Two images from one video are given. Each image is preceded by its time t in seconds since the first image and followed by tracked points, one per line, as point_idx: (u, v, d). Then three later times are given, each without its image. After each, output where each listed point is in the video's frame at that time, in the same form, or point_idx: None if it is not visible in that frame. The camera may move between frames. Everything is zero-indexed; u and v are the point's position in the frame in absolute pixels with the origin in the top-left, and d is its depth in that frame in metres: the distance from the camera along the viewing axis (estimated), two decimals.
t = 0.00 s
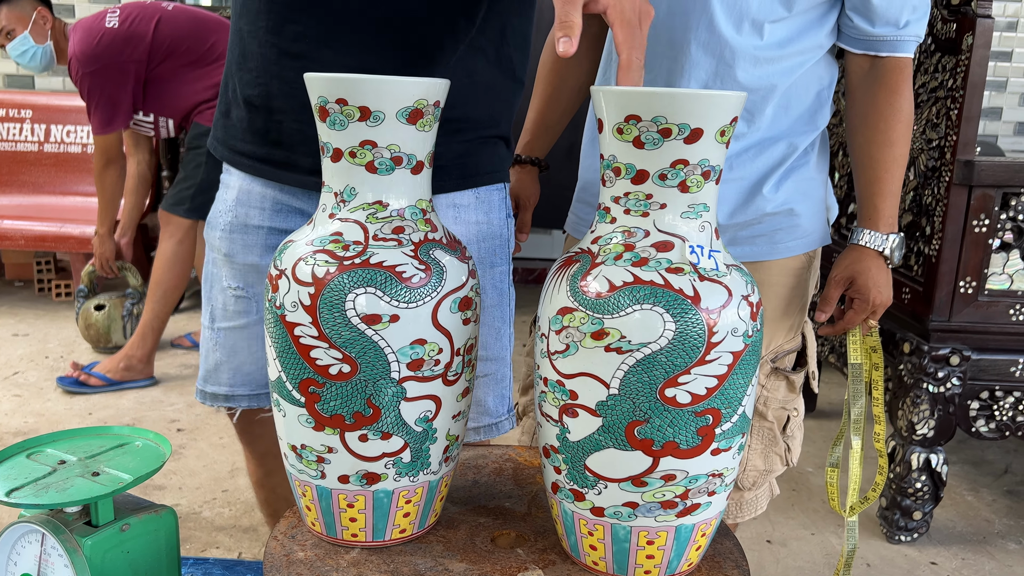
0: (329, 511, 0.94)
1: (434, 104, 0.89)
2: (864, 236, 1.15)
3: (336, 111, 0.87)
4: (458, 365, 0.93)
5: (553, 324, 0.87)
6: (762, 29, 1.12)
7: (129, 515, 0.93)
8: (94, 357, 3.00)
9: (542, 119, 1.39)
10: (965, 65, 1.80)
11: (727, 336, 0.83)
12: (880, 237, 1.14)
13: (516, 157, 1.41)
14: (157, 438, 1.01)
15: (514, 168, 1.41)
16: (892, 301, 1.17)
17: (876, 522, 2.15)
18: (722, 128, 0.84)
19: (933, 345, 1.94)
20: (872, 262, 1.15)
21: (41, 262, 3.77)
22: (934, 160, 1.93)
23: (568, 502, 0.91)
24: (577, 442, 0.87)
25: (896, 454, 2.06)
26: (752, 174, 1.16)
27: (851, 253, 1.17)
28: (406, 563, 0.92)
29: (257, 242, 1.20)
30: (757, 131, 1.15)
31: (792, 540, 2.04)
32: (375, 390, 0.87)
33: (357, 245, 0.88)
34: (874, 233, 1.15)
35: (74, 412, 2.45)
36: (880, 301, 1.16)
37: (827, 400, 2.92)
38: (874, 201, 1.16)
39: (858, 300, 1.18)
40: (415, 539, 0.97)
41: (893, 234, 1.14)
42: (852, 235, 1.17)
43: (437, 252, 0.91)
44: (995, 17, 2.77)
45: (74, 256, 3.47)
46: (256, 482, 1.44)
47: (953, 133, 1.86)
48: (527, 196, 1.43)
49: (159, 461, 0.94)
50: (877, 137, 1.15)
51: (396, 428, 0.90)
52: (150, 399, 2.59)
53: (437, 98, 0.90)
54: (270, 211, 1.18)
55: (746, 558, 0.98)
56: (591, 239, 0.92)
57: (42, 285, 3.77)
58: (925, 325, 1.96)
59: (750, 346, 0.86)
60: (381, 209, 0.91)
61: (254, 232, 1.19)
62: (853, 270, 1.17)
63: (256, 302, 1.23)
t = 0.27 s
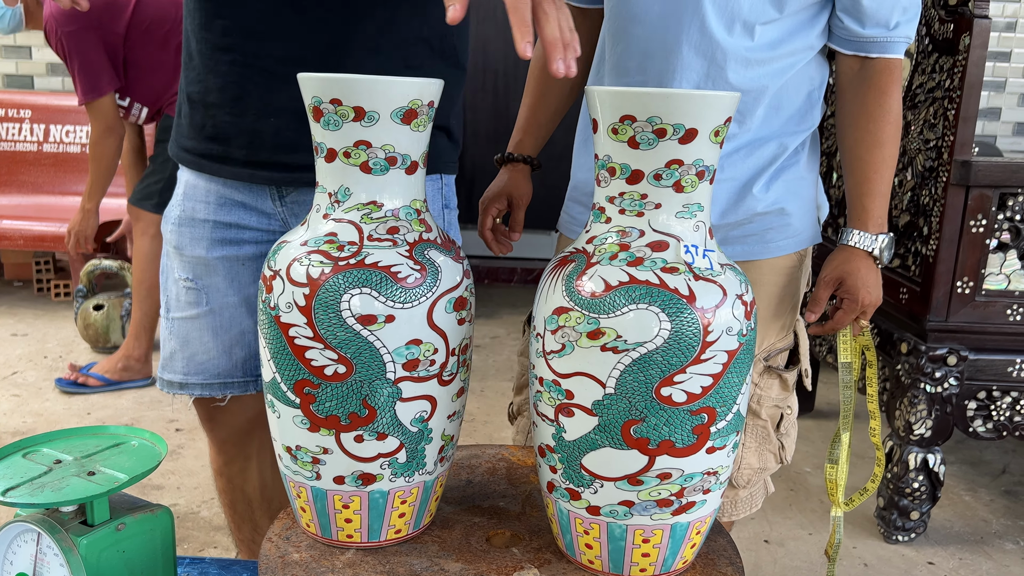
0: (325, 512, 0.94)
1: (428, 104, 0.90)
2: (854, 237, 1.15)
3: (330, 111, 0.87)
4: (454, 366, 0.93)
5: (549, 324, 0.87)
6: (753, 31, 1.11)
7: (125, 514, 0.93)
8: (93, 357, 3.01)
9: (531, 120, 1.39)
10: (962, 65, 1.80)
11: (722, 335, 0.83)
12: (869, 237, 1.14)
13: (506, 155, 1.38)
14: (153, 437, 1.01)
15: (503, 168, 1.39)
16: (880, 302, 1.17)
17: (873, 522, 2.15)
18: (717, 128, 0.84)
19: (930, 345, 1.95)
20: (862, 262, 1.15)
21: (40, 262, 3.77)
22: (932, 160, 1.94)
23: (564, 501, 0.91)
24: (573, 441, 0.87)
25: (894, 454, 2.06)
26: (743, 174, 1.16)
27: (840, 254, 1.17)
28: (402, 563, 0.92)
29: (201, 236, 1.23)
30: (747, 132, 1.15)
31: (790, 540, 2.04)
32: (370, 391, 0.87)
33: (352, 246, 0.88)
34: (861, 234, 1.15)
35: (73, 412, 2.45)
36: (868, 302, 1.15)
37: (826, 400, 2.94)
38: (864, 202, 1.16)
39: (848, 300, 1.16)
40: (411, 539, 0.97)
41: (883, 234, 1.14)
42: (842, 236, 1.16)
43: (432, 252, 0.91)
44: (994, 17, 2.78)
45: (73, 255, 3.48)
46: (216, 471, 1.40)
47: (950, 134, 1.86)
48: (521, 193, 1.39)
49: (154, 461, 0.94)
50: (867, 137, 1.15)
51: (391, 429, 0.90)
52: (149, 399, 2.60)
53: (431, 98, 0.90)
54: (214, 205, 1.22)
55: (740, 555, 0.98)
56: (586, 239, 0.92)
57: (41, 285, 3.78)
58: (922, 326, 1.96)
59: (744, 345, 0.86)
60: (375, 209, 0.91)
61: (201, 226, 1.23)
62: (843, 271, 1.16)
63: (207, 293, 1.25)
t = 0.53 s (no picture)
0: (320, 512, 0.94)
1: (422, 103, 0.90)
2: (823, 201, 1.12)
3: (324, 110, 0.87)
4: (449, 365, 0.93)
5: (544, 322, 0.87)
6: (737, 29, 1.11)
7: (120, 513, 0.94)
8: (92, 357, 3.01)
9: (514, 121, 1.39)
10: (960, 64, 1.80)
11: (717, 332, 0.83)
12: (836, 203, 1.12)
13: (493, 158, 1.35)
14: (149, 436, 1.01)
15: (492, 172, 1.36)
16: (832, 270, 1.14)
17: (871, 521, 2.15)
18: (712, 126, 0.85)
19: (928, 344, 1.95)
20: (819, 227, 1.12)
21: (39, 262, 3.77)
22: (930, 160, 1.94)
23: (560, 498, 0.91)
24: (569, 439, 0.87)
25: (892, 454, 2.06)
26: (726, 171, 1.16)
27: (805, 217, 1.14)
28: (397, 563, 0.92)
29: (158, 228, 1.32)
30: (731, 130, 1.14)
31: (788, 539, 2.04)
32: (366, 390, 0.88)
33: (347, 245, 0.88)
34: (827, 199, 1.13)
35: (72, 411, 2.45)
36: (810, 268, 1.12)
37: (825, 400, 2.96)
38: (840, 172, 1.14)
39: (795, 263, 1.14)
40: (406, 538, 0.98)
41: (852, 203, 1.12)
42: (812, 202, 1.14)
43: (427, 251, 0.92)
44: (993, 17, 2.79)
45: (72, 255, 3.48)
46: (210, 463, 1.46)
47: (948, 133, 1.86)
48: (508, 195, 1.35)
49: (150, 459, 0.94)
50: (852, 115, 1.14)
51: (387, 428, 0.90)
52: (148, 398, 2.60)
53: (426, 96, 0.90)
54: (165, 197, 1.31)
55: (735, 551, 0.99)
56: (581, 237, 0.92)
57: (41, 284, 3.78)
58: (920, 325, 1.96)
59: (739, 342, 0.86)
60: (371, 208, 0.91)
61: (157, 218, 1.32)
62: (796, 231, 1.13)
63: (176, 282, 1.35)
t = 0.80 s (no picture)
0: (316, 510, 0.94)
1: (418, 98, 0.90)
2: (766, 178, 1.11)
3: (319, 105, 0.87)
4: (446, 361, 0.93)
5: (542, 318, 0.87)
6: (684, 19, 1.12)
7: (116, 510, 0.94)
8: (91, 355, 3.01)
9: (459, 121, 1.34)
10: (959, 61, 1.80)
11: (715, 327, 0.83)
12: (778, 180, 1.10)
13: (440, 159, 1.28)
14: (145, 433, 1.01)
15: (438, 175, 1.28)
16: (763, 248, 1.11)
17: (870, 519, 2.15)
18: (708, 121, 0.85)
19: (927, 342, 1.94)
20: (758, 204, 1.10)
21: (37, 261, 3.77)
22: (929, 157, 1.94)
23: (558, 495, 0.91)
24: (568, 435, 0.87)
25: (891, 452, 2.06)
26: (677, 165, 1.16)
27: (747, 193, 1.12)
28: (395, 560, 0.92)
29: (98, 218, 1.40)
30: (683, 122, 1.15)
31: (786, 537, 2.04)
32: (362, 387, 0.87)
33: (343, 240, 0.88)
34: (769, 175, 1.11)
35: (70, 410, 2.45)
36: (744, 244, 1.10)
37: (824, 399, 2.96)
38: (782, 150, 1.13)
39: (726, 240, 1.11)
40: (403, 535, 0.97)
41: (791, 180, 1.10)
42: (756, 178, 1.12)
43: (423, 247, 0.91)
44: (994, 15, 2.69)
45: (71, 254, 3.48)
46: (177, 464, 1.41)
47: (948, 130, 1.86)
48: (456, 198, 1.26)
49: (146, 456, 0.94)
50: (794, 95, 1.15)
51: (384, 425, 0.90)
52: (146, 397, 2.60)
53: (422, 91, 0.90)
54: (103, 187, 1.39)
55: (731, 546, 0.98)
56: (578, 233, 0.91)
57: (40, 283, 3.78)
58: (919, 323, 1.96)
59: (737, 337, 0.86)
60: (367, 204, 0.91)
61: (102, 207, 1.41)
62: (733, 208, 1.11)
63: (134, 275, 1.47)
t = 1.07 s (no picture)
0: (316, 512, 0.94)
1: (417, 98, 0.89)
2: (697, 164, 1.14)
3: (317, 105, 0.86)
4: (445, 362, 0.93)
5: (542, 318, 0.87)
6: (618, 25, 1.24)
7: (114, 511, 0.93)
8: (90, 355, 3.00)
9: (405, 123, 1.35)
10: (960, 60, 1.79)
11: (717, 327, 0.83)
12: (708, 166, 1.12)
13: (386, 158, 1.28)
14: (143, 434, 1.00)
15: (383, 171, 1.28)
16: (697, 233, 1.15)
17: (871, 519, 2.15)
18: (709, 120, 0.84)
19: (928, 341, 1.94)
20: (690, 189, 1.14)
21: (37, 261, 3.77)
22: (930, 156, 1.93)
23: (559, 496, 0.90)
24: (569, 436, 0.86)
25: (892, 452, 2.06)
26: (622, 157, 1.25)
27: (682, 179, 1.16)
28: (395, 562, 0.92)
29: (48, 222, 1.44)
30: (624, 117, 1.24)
31: (787, 537, 2.04)
32: (362, 388, 0.87)
33: (342, 241, 0.88)
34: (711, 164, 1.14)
35: (70, 410, 2.45)
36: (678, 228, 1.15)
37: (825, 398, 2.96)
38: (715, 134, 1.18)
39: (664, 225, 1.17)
40: (403, 538, 0.97)
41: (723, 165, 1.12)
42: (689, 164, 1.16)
43: (422, 247, 0.91)
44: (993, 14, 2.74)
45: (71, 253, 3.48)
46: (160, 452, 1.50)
47: (948, 128, 1.85)
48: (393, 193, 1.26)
49: (144, 457, 0.94)
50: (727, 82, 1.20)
51: (384, 426, 0.89)
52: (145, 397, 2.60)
53: (421, 90, 0.90)
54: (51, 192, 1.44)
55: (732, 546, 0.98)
56: (578, 233, 0.91)
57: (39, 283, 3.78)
58: (919, 322, 1.95)
59: (738, 336, 0.85)
60: (365, 204, 0.91)
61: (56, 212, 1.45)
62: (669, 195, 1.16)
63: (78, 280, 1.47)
